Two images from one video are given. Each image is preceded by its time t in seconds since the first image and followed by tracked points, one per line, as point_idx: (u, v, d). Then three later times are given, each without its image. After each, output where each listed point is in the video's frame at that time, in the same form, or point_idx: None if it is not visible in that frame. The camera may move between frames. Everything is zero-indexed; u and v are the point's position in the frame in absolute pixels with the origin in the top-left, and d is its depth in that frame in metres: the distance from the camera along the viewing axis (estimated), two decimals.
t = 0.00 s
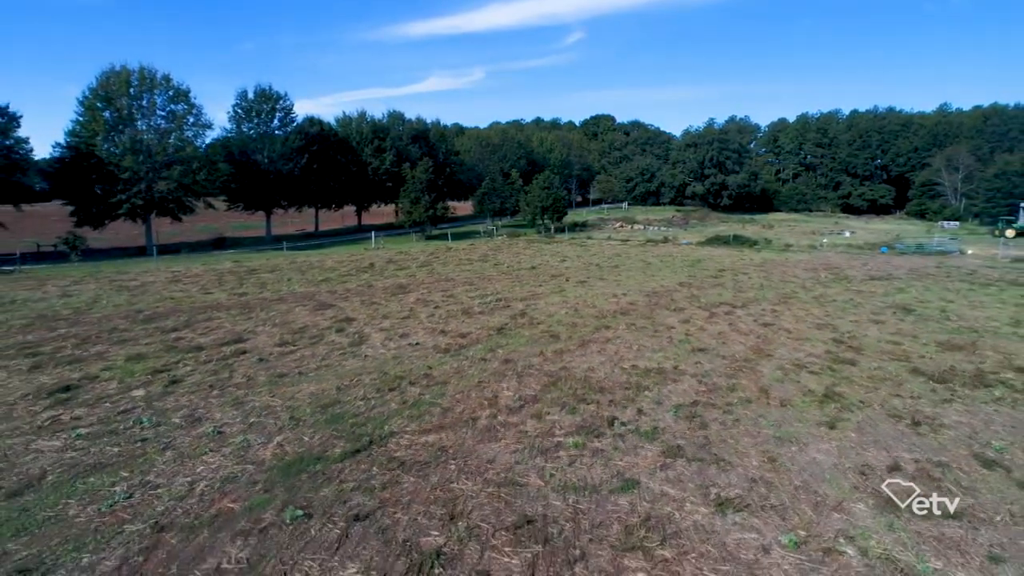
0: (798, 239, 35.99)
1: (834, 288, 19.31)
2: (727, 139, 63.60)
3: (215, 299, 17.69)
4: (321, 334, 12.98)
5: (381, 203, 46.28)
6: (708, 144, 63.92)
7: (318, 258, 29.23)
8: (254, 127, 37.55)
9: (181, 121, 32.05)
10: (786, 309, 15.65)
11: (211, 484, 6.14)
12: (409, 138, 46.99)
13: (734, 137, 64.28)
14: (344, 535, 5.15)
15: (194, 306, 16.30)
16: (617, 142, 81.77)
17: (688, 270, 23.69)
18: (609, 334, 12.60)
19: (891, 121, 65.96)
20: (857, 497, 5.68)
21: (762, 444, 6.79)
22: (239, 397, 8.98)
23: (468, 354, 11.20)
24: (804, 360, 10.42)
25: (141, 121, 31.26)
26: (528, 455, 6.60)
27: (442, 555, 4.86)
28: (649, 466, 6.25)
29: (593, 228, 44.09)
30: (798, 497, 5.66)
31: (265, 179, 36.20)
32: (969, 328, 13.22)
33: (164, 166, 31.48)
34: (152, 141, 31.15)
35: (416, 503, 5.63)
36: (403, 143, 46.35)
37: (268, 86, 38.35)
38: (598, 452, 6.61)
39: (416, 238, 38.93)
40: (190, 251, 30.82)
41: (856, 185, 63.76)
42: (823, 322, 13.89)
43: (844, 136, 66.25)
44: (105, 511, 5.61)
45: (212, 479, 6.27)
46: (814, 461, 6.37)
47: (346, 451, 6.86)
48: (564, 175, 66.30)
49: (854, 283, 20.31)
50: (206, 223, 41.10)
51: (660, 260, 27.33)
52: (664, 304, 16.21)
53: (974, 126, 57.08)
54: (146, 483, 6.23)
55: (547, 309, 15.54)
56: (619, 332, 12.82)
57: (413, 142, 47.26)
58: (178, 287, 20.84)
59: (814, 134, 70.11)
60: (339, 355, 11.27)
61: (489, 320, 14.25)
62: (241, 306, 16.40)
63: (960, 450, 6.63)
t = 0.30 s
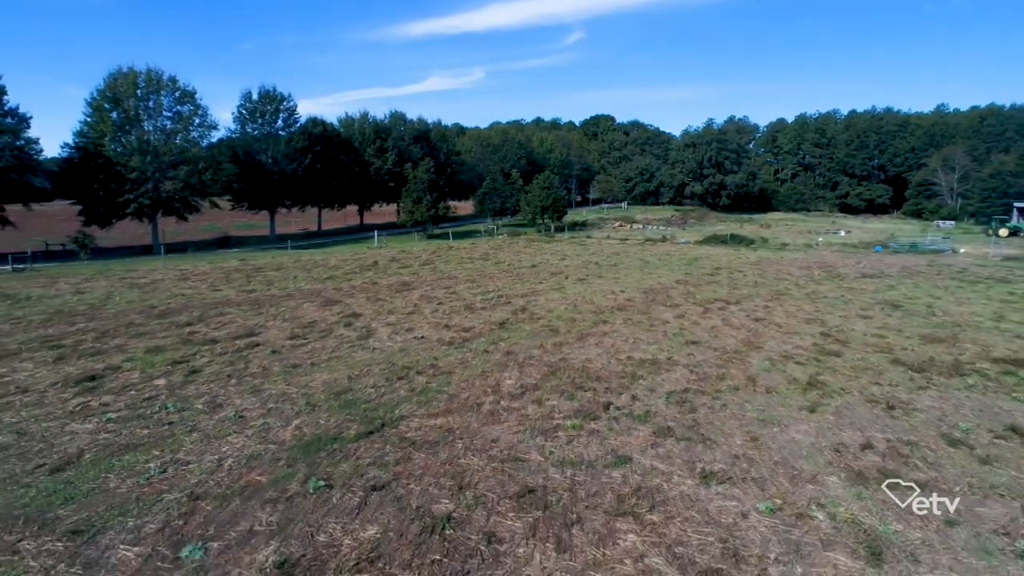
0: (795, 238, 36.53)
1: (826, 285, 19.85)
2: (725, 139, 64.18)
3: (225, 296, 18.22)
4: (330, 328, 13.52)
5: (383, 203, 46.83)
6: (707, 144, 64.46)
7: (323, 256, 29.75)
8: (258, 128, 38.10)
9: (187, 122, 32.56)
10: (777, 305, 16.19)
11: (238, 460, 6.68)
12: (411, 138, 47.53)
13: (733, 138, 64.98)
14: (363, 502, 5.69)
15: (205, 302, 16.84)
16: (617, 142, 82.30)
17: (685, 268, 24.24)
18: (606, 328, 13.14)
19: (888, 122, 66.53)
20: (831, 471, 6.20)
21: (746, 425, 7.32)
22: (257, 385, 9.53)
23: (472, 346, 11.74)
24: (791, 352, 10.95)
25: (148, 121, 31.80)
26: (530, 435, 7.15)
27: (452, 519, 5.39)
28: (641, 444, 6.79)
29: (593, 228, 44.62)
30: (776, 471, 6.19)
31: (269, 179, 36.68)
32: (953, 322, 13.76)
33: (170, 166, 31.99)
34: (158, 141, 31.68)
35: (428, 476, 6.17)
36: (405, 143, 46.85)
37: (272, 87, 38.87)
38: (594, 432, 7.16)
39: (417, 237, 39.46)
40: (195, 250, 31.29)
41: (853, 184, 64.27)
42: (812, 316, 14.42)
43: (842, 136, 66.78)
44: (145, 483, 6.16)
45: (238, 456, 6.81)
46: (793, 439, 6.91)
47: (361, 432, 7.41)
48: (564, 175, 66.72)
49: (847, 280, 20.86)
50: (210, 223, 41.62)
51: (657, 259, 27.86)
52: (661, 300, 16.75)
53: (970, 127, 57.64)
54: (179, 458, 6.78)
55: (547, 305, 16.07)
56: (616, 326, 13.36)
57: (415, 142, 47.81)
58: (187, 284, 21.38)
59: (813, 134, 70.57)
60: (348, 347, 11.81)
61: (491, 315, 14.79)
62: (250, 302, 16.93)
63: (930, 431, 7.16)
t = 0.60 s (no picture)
0: (791, 237, 37.09)
1: (819, 282, 20.40)
2: (724, 140, 64.78)
3: (233, 292, 18.77)
4: (338, 323, 14.06)
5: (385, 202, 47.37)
6: (706, 144, 65.05)
7: (327, 255, 30.28)
8: (262, 129, 38.66)
9: (193, 123, 33.10)
10: (770, 301, 16.74)
11: (262, 439, 7.24)
12: (412, 139, 48.09)
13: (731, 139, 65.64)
14: (379, 474, 6.24)
15: (215, 299, 17.38)
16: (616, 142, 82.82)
17: (681, 266, 24.78)
18: (604, 322, 13.69)
19: (886, 123, 67.12)
20: (808, 448, 6.75)
21: (732, 409, 7.87)
22: (272, 374, 10.08)
23: (474, 339, 12.28)
24: (779, 344, 11.50)
25: (155, 122, 32.39)
26: (531, 417, 7.72)
27: (460, 488, 5.95)
28: (634, 425, 7.34)
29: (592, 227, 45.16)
30: (758, 448, 6.74)
31: (273, 180, 37.19)
32: (937, 317, 14.31)
33: (176, 166, 32.51)
34: (165, 142, 32.23)
35: (437, 453, 6.73)
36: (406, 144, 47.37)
37: (276, 88, 39.39)
38: (590, 415, 7.72)
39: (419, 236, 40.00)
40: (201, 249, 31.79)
41: (851, 184, 64.77)
42: (803, 312, 14.97)
43: (840, 137, 67.31)
44: (178, 458, 6.72)
45: (261, 436, 7.37)
46: (774, 421, 7.47)
47: (375, 415, 7.98)
48: (564, 175, 67.22)
49: (839, 277, 21.42)
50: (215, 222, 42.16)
51: (655, 257, 28.41)
52: (657, 297, 17.29)
53: (965, 127, 58.23)
54: (206, 438, 7.34)
55: (547, 301, 16.62)
56: (613, 320, 13.90)
57: (416, 143, 48.38)
58: (195, 282, 21.93)
59: (812, 134, 71.08)
60: (356, 340, 12.35)
61: (493, 311, 15.34)
62: (259, 298, 17.48)
63: (902, 414, 7.72)
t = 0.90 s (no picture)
0: (788, 236, 37.62)
1: (812, 279, 20.97)
2: (722, 140, 65.48)
3: (242, 289, 19.30)
4: (346, 317, 14.62)
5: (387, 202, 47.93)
6: (705, 144, 65.64)
7: (330, 254, 30.78)
8: (266, 129, 39.23)
9: (199, 124, 33.63)
10: (763, 297, 17.30)
11: (282, 421, 7.79)
12: (414, 139, 48.64)
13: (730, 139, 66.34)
14: (393, 450, 6.81)
15: (225, 295, 17.93)
16: (616, 143, 83.33)
17: (679, 264, 25.36)
18: (601, 317, 14.26)
19: (883, 123, 67.66)
20: (789, 428, 7.30)
21: (721, 394, 8.43)
22: (286, 364, 10.64)
23: (478, 332, 12.85)
24: (769, 337, 12.06)
25: (161, 123, 32.95)
26: (532, 401, 8.30)
27: (468, 462, 6.51)
28: (628, 408, 7.91)
29: (592, 226, 45.62)
30: (742, 428, 7.29)
31: (278, 180, 37.70)
32: (924, 312, 14.84)
33: (183, 166, 33.01)
34: (171, 142, 32.77)
35: (446, 432, 7.30)
36: (408, 144, 47.90)
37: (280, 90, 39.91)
38: (587, 399, 8.29)
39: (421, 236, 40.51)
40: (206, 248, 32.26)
41: (848, 184, 65.21)
42: (794, 307, 15.52)
43: (838, 137, 67.81)
44: (207, 437, 7.29)
45: (281, 418, 7.94)
46: (759, 405, 8.03)
47: (386, 399, 8.54)
48: (564, 175, 67.71)
49: (832, 275, 21.97)
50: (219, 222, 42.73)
51: (654, 256, 28.93)
52: (654, 293, 17.85)
53: (962, 128, 58.72)
54: (231, 420, 7.89)
55: (546, 297, 17.19)
56: (610, 315, 14.46)
57: (418, 143, 48.92)
58: (204, 279, 22.49)
59: (810, 134, 71.52)
60: (364, 333, 12.90)
61: (495, 306, 15.89)
62: (268, 294, 18.02)
63: (879, 398, 8.28)
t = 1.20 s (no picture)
0: (785, 235, 38.15)
1: (805, 277, 21.54)
2: (721, 140, 66.09)
3: (250, 286, 19.86)
4: (353, 312, 15.19)
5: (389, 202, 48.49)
6: (703, 144, 66.25)
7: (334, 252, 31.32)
8: (271, 130, 39.78)
9: (205, 125, 34.16)
10: (756, 293, 17.88)
11: (301, 404, 8.37)
12: (415, 139, 49.18)
13: (728, 139, 66.91)
14: (405, 429, 7.39)
15: (235, 291, 18.50)
16: (616, 143, 83.85)
17: (676, 262, 25.91)
18: (599, 311, 14.83)
19: (880, 124, 68.19)
20: (772, 410, 7.87)
21: (710, 381, 9.01)
22: (299, 355, 11.22)
23: (481, 325, 13.42)
24: (759, 330, 12.63)
25: (167, 124, 33.49)
26: (533, 387, 8.88)
27: (475, 439, 7.08)
28: (623, 393, 8.49)
29: (591, 226, 46.15)
30: (729, 410, 7.86)
31: (282, 179, 38.23)
32: (910, 307, 15.40)
33: (189, 166, 33.49)
34: (178, 143, 33.28)
35: (454, 413, 7.88)
36: (410, 144, 48.44)
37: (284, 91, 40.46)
38: (585, 385, 8.87)
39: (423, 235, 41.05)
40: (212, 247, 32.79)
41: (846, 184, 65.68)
42: (786, 303, 16.08)
43: (836, 137, 68.31)
44: (232, 418, 7.87)
45: (300, 402, 8.52)
46: (745, 390, 8.60)
47: (397, 385, 9.13)
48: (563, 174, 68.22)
49: (825, 273, 22.54)
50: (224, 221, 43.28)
51: (652, 254, 29.48)
52: (651, 290, 18.42)
53: (958, 128, 59.22)
54: (252, 404, 8.47)
55: (546, 293, 17.75)
56: (607, 310, 15.03)
57: (419, 143, 49.46)
58: (213, 276, 23.07)
59: (809, 134, 72.00)
60: (372, 327, 13.48)
61: (497, 302, 16.47)
62: (277, 291, 18.59)
63: (858, 384, 8.85)
